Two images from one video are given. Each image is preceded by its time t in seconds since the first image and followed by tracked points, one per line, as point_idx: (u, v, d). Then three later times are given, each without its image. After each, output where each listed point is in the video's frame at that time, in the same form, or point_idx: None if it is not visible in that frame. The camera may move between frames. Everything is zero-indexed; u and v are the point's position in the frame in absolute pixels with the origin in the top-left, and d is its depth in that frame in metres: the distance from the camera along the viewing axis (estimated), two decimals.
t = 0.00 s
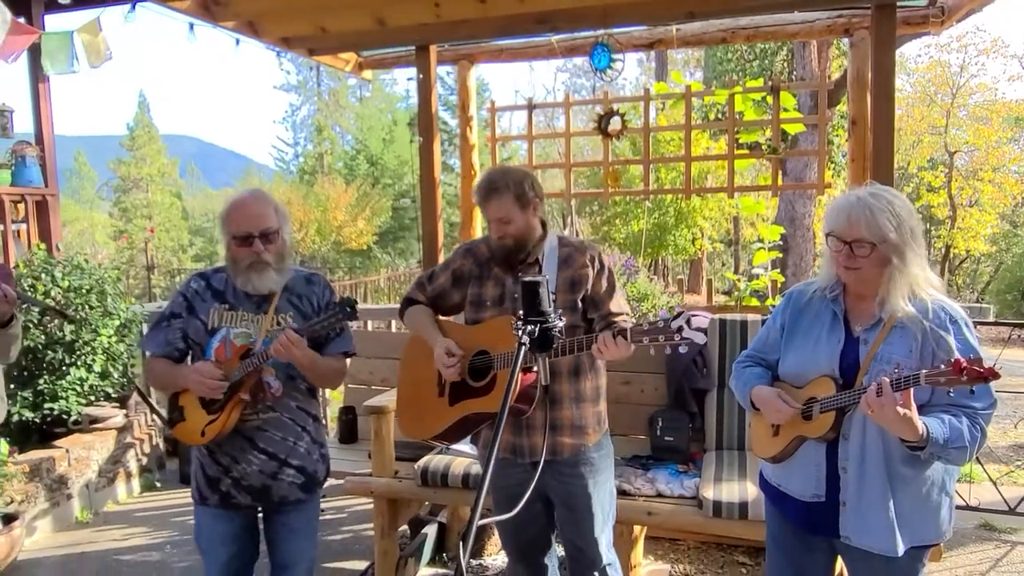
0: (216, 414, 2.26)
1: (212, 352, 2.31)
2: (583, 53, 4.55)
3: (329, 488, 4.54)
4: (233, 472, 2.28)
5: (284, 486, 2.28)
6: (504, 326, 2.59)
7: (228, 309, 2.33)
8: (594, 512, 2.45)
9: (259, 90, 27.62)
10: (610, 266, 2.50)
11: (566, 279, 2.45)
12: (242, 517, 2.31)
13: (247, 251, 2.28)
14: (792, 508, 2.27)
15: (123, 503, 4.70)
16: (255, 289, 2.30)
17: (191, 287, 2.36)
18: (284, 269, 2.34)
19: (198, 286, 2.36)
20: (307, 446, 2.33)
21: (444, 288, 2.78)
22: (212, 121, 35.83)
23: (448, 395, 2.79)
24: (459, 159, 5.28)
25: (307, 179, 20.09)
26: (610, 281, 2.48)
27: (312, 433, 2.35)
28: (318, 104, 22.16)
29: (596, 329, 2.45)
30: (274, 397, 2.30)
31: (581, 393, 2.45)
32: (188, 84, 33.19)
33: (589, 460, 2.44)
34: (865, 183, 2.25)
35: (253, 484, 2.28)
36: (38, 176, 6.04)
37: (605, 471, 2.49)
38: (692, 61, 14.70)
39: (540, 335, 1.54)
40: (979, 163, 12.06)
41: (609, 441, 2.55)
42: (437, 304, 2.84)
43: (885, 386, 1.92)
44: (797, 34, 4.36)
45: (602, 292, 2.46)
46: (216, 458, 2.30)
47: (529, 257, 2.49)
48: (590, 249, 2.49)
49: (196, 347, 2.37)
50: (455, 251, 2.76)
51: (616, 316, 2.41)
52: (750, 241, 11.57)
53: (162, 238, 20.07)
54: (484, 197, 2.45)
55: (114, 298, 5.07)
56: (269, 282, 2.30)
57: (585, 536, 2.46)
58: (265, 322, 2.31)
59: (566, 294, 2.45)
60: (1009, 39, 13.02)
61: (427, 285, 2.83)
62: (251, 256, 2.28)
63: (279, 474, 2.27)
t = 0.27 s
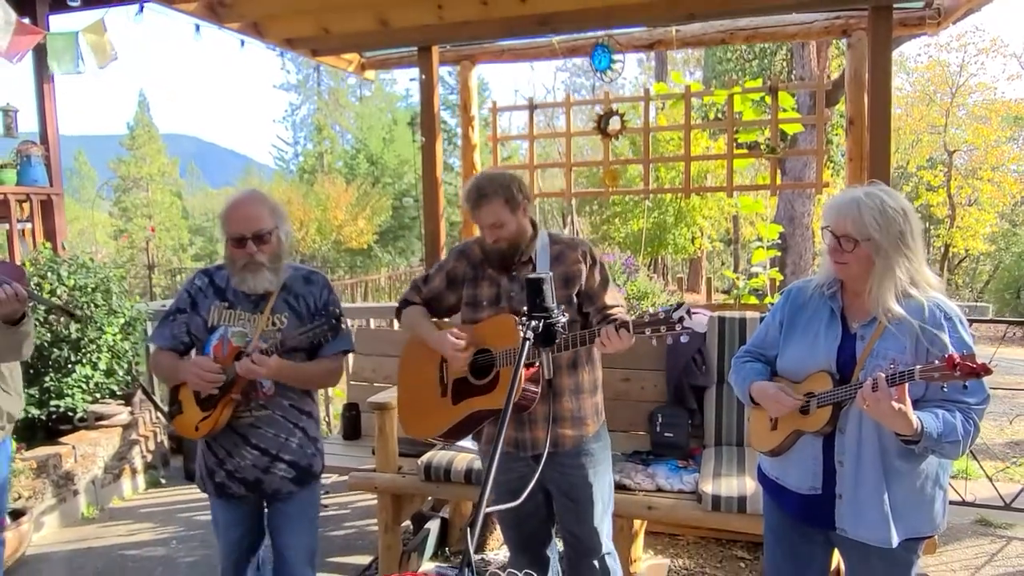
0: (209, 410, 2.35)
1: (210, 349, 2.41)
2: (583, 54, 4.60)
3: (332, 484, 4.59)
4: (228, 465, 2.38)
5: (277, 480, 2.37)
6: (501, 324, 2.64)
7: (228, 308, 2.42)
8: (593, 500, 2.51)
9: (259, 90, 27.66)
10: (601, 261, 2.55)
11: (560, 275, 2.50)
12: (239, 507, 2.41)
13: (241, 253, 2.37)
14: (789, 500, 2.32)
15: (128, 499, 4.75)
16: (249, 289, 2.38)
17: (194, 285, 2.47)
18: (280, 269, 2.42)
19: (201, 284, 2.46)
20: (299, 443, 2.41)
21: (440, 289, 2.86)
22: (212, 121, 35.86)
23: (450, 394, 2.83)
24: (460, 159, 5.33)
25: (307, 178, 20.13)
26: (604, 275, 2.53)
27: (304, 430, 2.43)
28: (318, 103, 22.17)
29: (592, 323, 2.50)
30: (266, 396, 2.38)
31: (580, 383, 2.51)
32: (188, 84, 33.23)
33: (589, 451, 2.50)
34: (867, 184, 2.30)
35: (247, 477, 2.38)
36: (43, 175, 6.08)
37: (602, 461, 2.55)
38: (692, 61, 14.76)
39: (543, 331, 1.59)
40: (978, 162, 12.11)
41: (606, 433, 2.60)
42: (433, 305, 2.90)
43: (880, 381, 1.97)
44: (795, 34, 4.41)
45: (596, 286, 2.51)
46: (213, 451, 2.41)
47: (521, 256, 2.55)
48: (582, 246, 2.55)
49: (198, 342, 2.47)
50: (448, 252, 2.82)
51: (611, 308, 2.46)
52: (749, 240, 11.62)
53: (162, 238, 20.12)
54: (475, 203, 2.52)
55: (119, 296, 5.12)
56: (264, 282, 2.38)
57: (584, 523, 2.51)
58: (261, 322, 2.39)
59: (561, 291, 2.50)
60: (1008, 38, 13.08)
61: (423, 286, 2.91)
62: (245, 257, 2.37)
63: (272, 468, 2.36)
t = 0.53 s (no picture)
0: (202, 402, 2.51)
1: (202, 345, 2.55)
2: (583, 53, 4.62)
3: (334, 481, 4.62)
4: (224, 455, 2.54)
5: (271, 469, 2.53)
6: (500, 320, 2.65)
7: (219, 305, 2.58)
8: (591, 495, 2.53)
9: (259, 88, 27.67)
10: (598, 259, 2.60)
11: (558, 273, 2.54)
12: (236, 494, 2.57)
13: (227, 254, 2.50)
14: (788, 496, 2.34)
15: (131, 495, 4.78)
16: (234, 288, 2.53)
17: (193, 284, 2.64)
18: (265, 268, 2.53)
19: (199, 283, 2.64)
20: (291, 434, 2.56)
21: (438, 287, 2.88)
22: (211, 118, 35.87)
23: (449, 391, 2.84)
24: (461, 157, 5.35)
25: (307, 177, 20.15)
26: (600, 273, 2.59)
27: (296, 422, 2.58)
28: (318, 102, 22.17)
29: (588, 320, 2.55)
30: (256, 391, 2.52)
31: (577, 379, 2.55)
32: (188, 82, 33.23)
33: (586, 447, 2.53)
34: (865, 183, 2.32)
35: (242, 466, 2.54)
36: (45, 174, 6.11)
37: (599, 458, 2.57)
38: (692, 59, 14.79)
39: (544, 326, 1.61)
40: (978, 161, 12.14)
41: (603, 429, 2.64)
42: (431, 303, 2.92)
43: (879, 379, 1.99)
44: (795, 33, 4.43)
45: (593, 284, 2.57)
46: (211, 441, 2.58)
47: (518, 255, 2.59)
48: (578, 244, 2.60)
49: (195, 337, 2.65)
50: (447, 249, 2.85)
51: (607, 305, 2.54)
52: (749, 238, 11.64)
53: (162, 236, 20.13)
54: (474, 201, 2.53)
55: (122, 294, 5.14)
56: (250, 282, 2.51)
57: (582, 519, 2.54)
58: (249, 319, 2.53)
59: (559, 288, 2.53)
60: (1007, 37, 13.10)
61: (421, 285, 2.92)
62: (230, 258, 2.51)
63: (266, 458, 2.52)
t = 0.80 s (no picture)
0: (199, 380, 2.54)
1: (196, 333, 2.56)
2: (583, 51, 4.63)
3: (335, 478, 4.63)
4: (218, 445, 2.57)
5: (264, 459, 2.55)
6: (499, 317, 2.65)
7: (213, 299, 2.59)
8: (586, 491, 2.54)
9: (260, 86, 27.66)
10: (597, 257, 2.61)
11: (556, 270, 2.54)
12: (232, 484, 2.61)
13: (216, 247, 2.51)
14: (786, 492, 2.36)
15: (132, 492, 4.80)
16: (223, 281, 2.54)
17: (188, 280, 2.66)
18: (255, 263, 2.54)
19: (194, 278, 2.65)
20: (284, 425, 2.58)
21: (437, 283, 2.88)
22: (212, 116, 35.89)
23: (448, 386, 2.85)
24: (461, 155, 5.36)
25: (307, 174, 20.16)
26: (598, 270, 2.59)
27: (289, 412, 2.59)
28: (318, 100, 22.15)
29: (587, 317, 2.56)
30: (249, 381, 2.54)
31: (575, 376, 2.55)
32: (188, 80, 33.22)
33: (582, 444, 2.54)
34: (865, 181, 2.33)
35: (237, 456, 2.56)
36: (46, 171, 6.13)
37: (596, 454, 2.58)
38: (692, 58, 14.79)
39: (545, 323, 1.62)
40: (978, 159, 12.15)
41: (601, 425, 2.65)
42: (432, 299, 2.93)
43: (878, 375, 2.00)
44: (795, 32, 4.44)
45: (591, 280, 2.57)
46: (206, 431, 2.61)
47: (518, 251, 2.60)
48: (577, 241, 2.60)
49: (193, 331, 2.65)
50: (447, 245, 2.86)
51: (606, 303, 2.55)
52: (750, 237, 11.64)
53: (162, 234, 20.15)
54: (474, 198, 2.54)
55: (123, 291, 5.16)
56: (239, 275, 2.52)
57: (576, 515, 2.55)
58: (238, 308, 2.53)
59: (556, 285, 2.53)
60: (1008, 36, 13.07)
61: (422, 281, 2.93)
62: (219, 251, 2.52)
63: (259, 449, 2.54)
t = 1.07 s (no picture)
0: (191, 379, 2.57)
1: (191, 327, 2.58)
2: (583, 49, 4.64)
3: (335, 474, 4.64)
4: (213, 441, 2.58)
5: (258, 454, 2.56)
6: (498, 313, 2.66)
7: (210, 294, 2.60)
8: (584, 488, 2.55)
9: (261, 84, 27.64)
10: (596, 254, 2.61)
11: (555, 267, 2.53)
12: (228, 480, 2.62)
13: (212, 239, 2.53)
14: (783, 487, 2.36)
15: (132, 488, 4.81)
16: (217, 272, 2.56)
17: (190, 276, 2.68)
18: (249, 256, 2.55)
19: (194, 274, 2.67)
20: (277, 419, 2.58)
21: (436, 279, 2.90)
22: (212, 114, 35.87)
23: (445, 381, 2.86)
24: (461, 152, 5.37)
25: (308, 172, 20.16)
26: (596, 268, 2.59)
27: (282, 407, 2.59)
28: (318, 97, 22.11)
29: (585, 314, 2.55)
30: (241, 375, 2.55)
31: (572, 372, 2.56)
32: (188, 77, 33.14)
33: (580, 440, 2.55)
34: (863, 178, 2.34)
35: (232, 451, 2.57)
36: (47, 168, 6.14)
37: (594, 450, 2.60)
38: (693, 56, 14.78)
39: (542, 318, 1.63)
40: (980, 158, 12.13)
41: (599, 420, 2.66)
42: (431, 295, 2.94)
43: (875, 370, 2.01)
44: (795, 29, 4.44)
45: (589, 277, 2.57)
46: (201, 426, 2.62)
47: (517, 247, 2.61)
48: (577, 237, 2.60)
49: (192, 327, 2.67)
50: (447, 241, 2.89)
51: (604, 300, 2.55)
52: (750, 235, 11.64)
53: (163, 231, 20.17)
54: (474, 194, 2.55)
55: (123, 288, 5.17)
56: (234, 268, 2.53)
57: (574, 511, 2.56)
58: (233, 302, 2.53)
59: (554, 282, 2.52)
60: (1011, 34, 13.02)
61: (421, 277, 2.95)
62: (215, 243, 2.54)
63: (253, 444, 2.55)
